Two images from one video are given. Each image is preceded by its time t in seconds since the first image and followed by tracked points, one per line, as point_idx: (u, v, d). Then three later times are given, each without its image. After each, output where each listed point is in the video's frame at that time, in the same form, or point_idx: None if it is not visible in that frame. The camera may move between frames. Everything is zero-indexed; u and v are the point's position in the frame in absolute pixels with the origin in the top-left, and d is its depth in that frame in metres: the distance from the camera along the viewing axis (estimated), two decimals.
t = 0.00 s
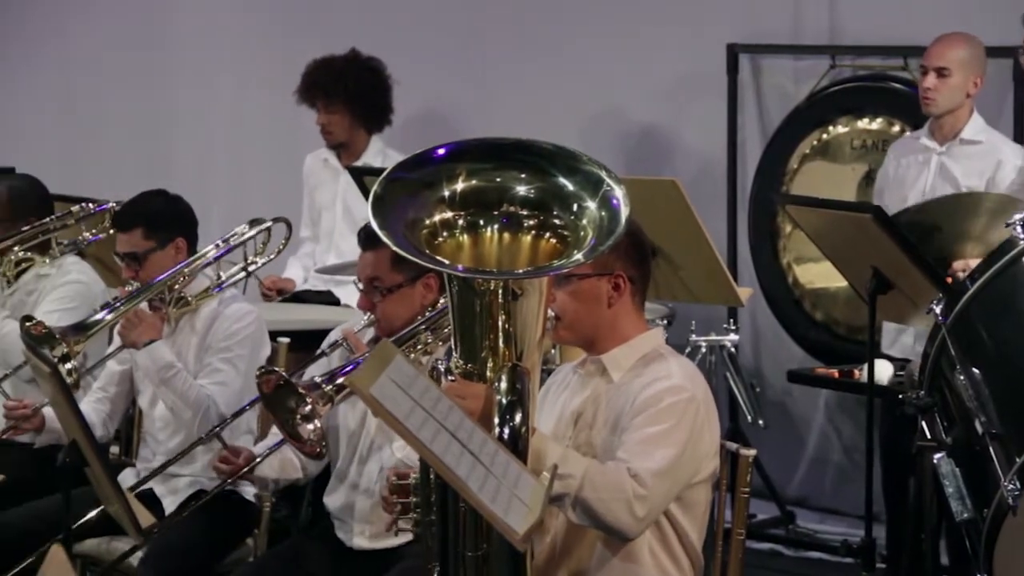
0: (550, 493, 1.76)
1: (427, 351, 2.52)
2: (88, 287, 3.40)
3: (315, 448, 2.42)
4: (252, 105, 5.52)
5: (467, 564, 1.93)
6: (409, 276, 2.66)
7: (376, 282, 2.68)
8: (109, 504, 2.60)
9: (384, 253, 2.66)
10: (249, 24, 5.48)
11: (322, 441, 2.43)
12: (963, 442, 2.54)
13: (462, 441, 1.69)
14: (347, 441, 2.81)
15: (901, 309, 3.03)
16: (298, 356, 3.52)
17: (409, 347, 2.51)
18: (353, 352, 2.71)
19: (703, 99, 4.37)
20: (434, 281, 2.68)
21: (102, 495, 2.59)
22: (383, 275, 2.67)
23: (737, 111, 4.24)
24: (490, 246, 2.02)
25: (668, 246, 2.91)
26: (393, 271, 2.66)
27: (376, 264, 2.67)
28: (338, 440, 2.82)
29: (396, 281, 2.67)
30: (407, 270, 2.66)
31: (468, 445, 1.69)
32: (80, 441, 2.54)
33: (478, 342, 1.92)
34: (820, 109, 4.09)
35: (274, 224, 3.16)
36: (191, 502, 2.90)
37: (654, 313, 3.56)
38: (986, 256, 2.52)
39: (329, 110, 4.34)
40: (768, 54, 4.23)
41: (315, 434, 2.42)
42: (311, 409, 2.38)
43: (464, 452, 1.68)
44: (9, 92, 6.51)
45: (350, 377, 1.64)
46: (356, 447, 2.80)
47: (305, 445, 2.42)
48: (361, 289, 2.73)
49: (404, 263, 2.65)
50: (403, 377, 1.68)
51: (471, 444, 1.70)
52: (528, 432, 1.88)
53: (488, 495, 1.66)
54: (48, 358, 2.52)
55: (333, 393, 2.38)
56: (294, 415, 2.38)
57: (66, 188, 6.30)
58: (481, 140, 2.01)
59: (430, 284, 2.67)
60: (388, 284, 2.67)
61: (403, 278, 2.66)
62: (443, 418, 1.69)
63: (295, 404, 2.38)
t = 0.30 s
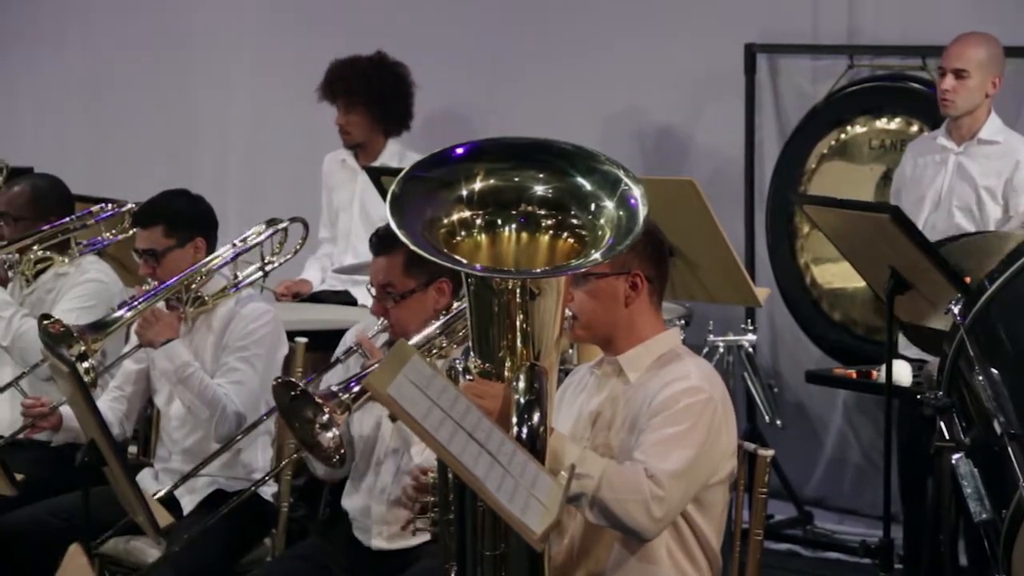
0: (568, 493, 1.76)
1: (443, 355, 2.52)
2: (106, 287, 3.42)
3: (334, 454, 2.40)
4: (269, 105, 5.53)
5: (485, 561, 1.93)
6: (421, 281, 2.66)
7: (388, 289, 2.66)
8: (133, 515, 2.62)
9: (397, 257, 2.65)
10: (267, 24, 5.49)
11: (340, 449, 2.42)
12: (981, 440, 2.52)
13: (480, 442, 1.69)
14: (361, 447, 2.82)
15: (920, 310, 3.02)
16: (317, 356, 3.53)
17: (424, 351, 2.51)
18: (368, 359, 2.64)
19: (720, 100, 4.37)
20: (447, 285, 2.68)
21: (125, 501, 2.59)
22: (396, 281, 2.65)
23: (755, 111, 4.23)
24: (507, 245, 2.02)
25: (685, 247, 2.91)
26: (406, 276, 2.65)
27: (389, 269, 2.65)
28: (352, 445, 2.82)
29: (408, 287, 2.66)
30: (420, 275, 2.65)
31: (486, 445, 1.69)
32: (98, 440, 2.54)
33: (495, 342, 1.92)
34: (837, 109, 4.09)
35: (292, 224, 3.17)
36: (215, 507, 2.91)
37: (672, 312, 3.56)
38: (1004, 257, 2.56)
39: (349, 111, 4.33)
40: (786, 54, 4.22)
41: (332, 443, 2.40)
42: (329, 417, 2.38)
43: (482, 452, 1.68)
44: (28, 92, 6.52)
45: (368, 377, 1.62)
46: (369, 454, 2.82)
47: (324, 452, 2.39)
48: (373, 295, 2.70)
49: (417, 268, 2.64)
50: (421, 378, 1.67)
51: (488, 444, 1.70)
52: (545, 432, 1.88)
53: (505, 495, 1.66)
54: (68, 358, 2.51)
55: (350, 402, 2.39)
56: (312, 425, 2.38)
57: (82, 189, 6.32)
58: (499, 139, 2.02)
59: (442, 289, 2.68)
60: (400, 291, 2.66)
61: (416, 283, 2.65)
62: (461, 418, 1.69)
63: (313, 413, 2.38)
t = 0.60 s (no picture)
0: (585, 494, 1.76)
1: (457, 352, 2.52)
2: (125, 287, 3.44)
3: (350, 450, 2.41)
4: (287, 106, 5.54)
5: (502, 562, 1.93)
6: (438, 277, 2.66)
7: (405, 282, 2.66)
8: (147, 508, 2.63)
9: (414, 252, 2.65)
10: (283, 25, 5.50)
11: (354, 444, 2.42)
12: (1001, 441, 2.52)
13: (497, 442, 1.69)
14: (375, 448, 2.83)
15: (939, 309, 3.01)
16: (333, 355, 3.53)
17: (439, 348, 2.50)
18: (383, 354, 2.63)
19: (738, 100, 4.36)
20: (462, 282, 2.68)
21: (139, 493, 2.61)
22: (413, 274, 2.65)
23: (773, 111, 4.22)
24: (524, 246, 2.02)
25: (704, 246, 2.90)
26: (423, 271, 2.65)
27: (406, 263, 2.66)
28: (368, 446, 2.83)
29: (425, 281, 2.66)
30: (436, 271, 2.66)
31: (503, 445, 1.69)
32: (116, 438, 2.55)
33: (511, 343, 1.92)
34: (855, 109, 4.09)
35: (310, 224, 3.18)
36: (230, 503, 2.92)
37: (688, 311, 3.56)
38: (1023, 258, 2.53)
39: (365, 111, 4.33)
40: (804, 54, 4.21)
41: (348, 438, 2.41)
42: (343, 412, 2.39)
43: (498, 452, 1.68)
44: (48, 92, 6.52)
45: (384, 376, 1.65)
46: (384, 455, 2.82)
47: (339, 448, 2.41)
48: (388, 287, 2.70)
49: (434, 263, 2.65)
50: (439, 377, 1.68)
51: (506, 444, 1.70)
52: (562, 433, 1.87)
53: (522, 495, 1.66)
54: (86, 356, 2.53)
55: (365, 396, 2.40)
56: (326, 419, 2.39)
57: (99, 188, 6.34)
58: (516, 141, 2.02)
59: (459, 285, 2.68)
60: (417, 284, 2.66)
61: (433, 278, 2.66)
62: (478, 417, 1.69)
63: (328, 408, 2.39)
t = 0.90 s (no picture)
0: (602, 493, 1.76)
1: (474, 353, 2.48)
2: (142, 285, 3.46)
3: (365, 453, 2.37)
4: (302, 106, 5.55)
5: (519, 562, 1.92)
6: (453, 278, 2.65)
7: (421, 288, 2.65)
8: (165, 509, 2.62)
9: (429, 255, 2.64)
10: (297, 25, 5.51)
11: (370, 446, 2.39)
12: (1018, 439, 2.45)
13: (513, 441, 1.69)
14: (390, 448, 2.82)
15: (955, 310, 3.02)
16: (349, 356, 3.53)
17: (456, 348, 2.47)
18: (401, 357, 2.62)
19: (754, 100, 4.36)
20: (478, 283, 2.68)
21: (156, 496, 2.60)
22: (428, 280, 2.65)
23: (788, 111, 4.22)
24: (543, 246, 2.02)
25: (720, 247, 2.89)
26: (438, 274, 2.65)
27: (421, 268, 2.65)
28: (383, 446, 2.83)
29: (440, 285, 2.65)
30: (452, 273, 2.65)
31: (519, 445, 1.69)
32: (133, 438, 2.54)
33: (530, 342, 1.91)
34: (872, 109, 4.09)
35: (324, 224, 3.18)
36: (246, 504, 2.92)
37: (705, 311, 3.55)
38: None
39: (380, 110, 4.34)
40: (821, 54, 4.21)
41: (363, 440, 2.37)
42: (360, 413, 2.34)
43: (515, 452, 1.68)
44: (62, 91, 6.52)
45: (401, 377, 1.64)
46: (399, 455, 2.82)
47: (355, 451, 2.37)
48: (405, 292, 2.70)
49: (450, 267, 2.64)
50: (455, 377, 1.68)
51: (522, 444, 1.70)
52: (580, 432, 1.88)
53: (539, 495, 1.65)
54: (102, 356, 2.52)
55: (382, 398, 2.36)
56: (343, 421, 2.34)
57: (112, 188, 6.34)
58: (536, 140, 2.02)
59: (474, 286, 2.67)
60: (432, 288, 2.65)
61: (448, 281, 2.65)
62: (494, 417, 1.69)
63: (344, 410, 2.34)
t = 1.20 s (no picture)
0: (617, 493, 1.75)
1: (488, 352, 2.47)
2: (158, 284, 3.46)
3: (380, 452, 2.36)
4: (316, 106, 5.56)
5: (535, 560, 1.93)
6: (467, 279, 2.65)
7: (434, 288, 2.65)
8: (183, 510, 2.62)
9: (443, 255, 2.64)
10: (311, 25, 5.51)
11: (384, 446, 2.37)
12: None
13: (530, 441, 1.69)
14: (403, 449, 2.81)
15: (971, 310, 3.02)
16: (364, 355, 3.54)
17: (470, 349, 2.46)
18: (415, 355, 2.61)
19: (769, 100, 4.36)
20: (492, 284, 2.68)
21: (173, 495, 2.60)
22: (441, 280, 2.64)
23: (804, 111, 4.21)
24: (560, 245, 2.02)
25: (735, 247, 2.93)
26: (451, 276, 2.64)
27: (435, 268, 2.64)
28: (396, 447, 2.82)
29: (454, 286, 2.65)
30: (466, 274, 2.65)
31: (535, 445, 1.69)
32: (150, 439, 2.54)
33: (546, 342, 1.91)
34: (888, 109, 4.09)
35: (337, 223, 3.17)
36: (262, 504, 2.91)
37: (720, 311, 3.56)
38: None
39: (395, 110, 4.35)
40: (837, 53, 4.20)
41: (377, 440, 2.36)
42: (374, 415, 2.34)
43: (531, 452, 1.68)
44: (77, 92, 6.54)
45: (416, 376, 1.61)
46: (413, 455, 2.81)
47: (370, 451, 2.35)
48: (419, 291, 2.70)
49: (463, 268, 2.64)
50: (470, 376, 1.66)
51: (538, 443, 1.70)
52: (597, 432, 1.87)
53: (555, 495, 1.66)
54: (119, 355, 2.51)
55: (394, 398, 2.35)
56: (357, 422, 2.33)
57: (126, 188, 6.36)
58: (554, 139, 2.02)
59: (488, 287, 2.68)
60: (446, 289, 2.65)
61: (462, 281, 2.65)
62: (509, 416, 1.69)
63: (357, 411, 2.33)
